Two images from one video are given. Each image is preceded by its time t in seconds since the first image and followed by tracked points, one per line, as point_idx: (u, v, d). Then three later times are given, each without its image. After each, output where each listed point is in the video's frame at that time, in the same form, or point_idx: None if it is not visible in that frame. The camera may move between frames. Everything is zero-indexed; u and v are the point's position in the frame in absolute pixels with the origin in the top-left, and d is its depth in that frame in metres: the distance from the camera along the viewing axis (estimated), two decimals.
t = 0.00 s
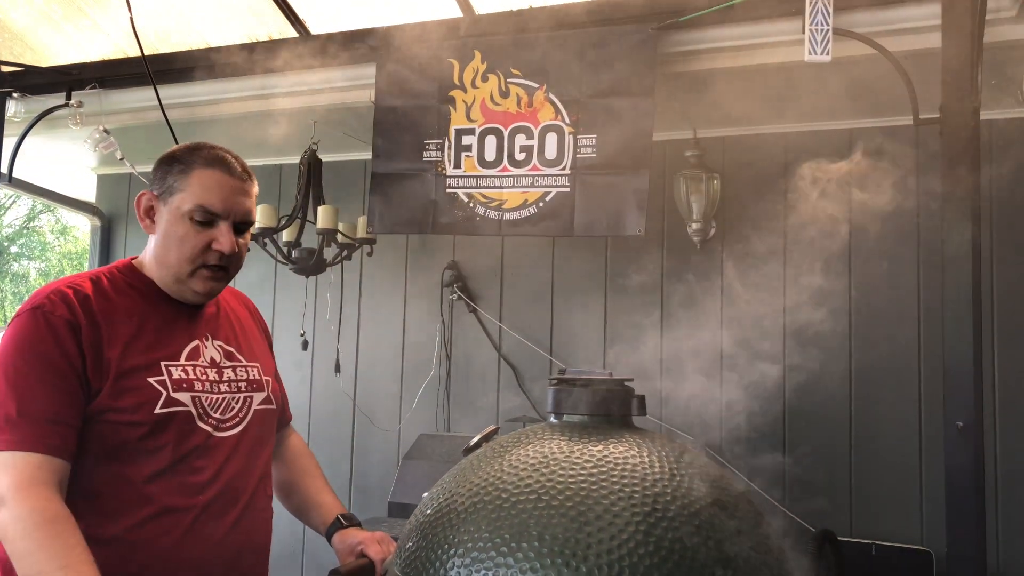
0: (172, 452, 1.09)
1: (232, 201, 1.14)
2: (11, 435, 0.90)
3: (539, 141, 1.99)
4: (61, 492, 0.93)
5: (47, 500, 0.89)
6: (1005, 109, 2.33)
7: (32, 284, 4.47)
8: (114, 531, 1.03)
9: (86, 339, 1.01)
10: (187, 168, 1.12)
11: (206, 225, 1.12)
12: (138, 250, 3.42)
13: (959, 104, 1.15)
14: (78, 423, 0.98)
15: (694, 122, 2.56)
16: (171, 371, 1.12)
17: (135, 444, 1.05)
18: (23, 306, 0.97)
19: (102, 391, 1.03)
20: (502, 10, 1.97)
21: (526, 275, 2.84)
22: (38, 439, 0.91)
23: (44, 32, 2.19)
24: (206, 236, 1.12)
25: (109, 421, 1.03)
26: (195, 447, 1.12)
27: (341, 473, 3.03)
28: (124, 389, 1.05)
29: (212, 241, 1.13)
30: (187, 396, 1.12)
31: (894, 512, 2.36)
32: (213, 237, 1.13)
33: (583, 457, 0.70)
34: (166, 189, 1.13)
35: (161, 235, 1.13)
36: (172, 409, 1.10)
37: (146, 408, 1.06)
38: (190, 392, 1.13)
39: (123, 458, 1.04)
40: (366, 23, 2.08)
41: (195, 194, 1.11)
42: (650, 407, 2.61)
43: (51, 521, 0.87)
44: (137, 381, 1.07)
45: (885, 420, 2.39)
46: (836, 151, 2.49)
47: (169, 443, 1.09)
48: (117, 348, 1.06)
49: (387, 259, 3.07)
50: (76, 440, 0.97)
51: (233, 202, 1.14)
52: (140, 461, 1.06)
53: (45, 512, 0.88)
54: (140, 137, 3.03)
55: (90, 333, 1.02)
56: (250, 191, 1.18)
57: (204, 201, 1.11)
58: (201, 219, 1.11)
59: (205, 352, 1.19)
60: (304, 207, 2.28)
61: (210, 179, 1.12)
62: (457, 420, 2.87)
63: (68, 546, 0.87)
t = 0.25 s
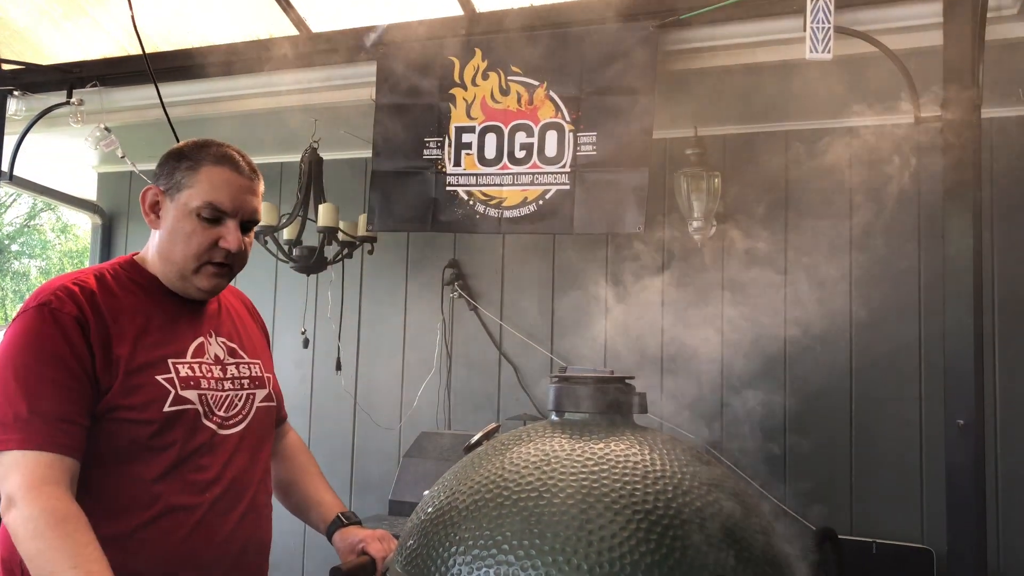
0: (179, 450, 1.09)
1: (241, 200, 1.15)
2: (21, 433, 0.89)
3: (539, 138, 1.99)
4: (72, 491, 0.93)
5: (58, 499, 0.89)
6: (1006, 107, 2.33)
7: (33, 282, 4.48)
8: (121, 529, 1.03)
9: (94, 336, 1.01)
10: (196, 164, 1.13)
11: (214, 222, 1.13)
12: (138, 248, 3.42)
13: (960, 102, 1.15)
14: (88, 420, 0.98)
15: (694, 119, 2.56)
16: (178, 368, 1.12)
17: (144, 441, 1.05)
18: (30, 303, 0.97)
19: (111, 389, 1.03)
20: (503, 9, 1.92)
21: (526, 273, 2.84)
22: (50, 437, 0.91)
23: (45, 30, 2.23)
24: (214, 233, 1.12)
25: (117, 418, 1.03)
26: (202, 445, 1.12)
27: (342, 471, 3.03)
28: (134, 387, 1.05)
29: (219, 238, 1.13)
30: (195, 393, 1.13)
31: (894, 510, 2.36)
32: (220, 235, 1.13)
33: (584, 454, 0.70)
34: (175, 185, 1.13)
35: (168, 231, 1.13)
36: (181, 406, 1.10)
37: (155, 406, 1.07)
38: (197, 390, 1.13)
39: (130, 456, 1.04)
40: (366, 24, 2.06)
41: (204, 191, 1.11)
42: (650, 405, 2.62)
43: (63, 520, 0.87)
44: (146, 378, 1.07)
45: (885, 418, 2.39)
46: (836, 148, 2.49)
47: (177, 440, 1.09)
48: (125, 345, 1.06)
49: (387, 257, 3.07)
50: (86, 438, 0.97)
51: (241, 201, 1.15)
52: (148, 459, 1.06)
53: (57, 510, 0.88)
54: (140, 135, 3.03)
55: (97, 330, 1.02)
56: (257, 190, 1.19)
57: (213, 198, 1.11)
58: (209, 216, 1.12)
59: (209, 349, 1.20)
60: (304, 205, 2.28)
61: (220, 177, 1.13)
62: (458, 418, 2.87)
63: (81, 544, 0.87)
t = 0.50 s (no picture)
0: (181, 448, 1.09)
1: (244, 199, 1.15)
2: (21, 431, 0.90)
3: (539, 136, 1.99)
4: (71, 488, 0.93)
5: (57, 496, 0.89)
6: (1007, 105, 2.33)
7: (34, 280, 4.49)
8: (122, 527, 1.03)
9: (95, 334, 1.01)
10: (200, 162, 1.13)
11: (217, 221, 1.13)
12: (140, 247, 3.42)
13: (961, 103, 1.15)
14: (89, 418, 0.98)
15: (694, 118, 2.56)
16: (180, 367, 1.12)
17: (145, 440, 1.05)
18: (32, 301, 0.97)
19: (112, 387, 1.03)
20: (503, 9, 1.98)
21: (526, 271, 2.84)
22: (51, 435, 0.91)
23: (46, 28, 2.25)
24: (217, 231, 1.13)
25: (119, 416, 1.03)
26: (203, 443, 1.13)
27: (342, 470, 3.03)
28: (135, 385, 1.05)
29: (223, 237, 1.13)
30: (196, 392, 1.13)
31: (894, 509, 2.36)
32: (224, 233, 1.13)
33: (585, 453, 0.70)
34: (178, 183, 1.13)
35: (171, 229, 1.13)
36: (182, 405, 1.10)
37: (157, 404, 1.07)
38: (199, 389, 1.13)
39: (130, 454, 1.04)
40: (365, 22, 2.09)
41: (208, 189, 1.11)
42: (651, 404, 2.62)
43: (62, 516, 0.87)
44: (147, 377, 1.07)
45: (885, 416, 2.39)
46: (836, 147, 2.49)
47: (179, 439, 1.09)
48: (126, 343, 1.06)
49: (388, 255, 3.07)
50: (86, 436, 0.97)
51: (244, 199, 1.15)
52: (150, 457, 1.06)
53: (57, 507, 0.88)
54: (141, 134, 3.03)
55: (99, 328, 1.02)
56: (260, 188, 1.19)
57: (217, 197, 1.12)
58: (213, 214, 1.12)
59: (211, 347, 1.20)
60: (305, 203, 2.28)
61: (224, 175, 1.13)
62: (459, 416, 2.88)
63: (80, 540, 0.87)
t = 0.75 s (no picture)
0: (179, 448, 1.09)
1: (244, 198, 1.15)
2: (18, 430, 0.90)
3: (537, 134, 1.99)
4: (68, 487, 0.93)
5: (54, 495, 0.89)
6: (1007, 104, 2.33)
7: (34, 279, 4.49)
8: (121, 527, 1.03)
9: (93, 333, 1.01)
10: (200, 162, 1.13)
11: (217, 220, 1.13)
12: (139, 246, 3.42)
13: (961, 102, 1.15)
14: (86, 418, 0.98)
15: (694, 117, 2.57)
16: (178, 367, 1.12)
17: (144, 439, 1.05)
18: (30, 300, 0.97)
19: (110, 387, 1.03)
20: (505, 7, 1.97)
21: (526, 270, 2.85)
22: (48, 434, 0.91)
23: (46, 28, 2.25)
24: (217, 231, 1.13)
25: (117, 416, 1.03)
26: (202, 443, 1.13)
27: (342, 469, 3.03)
28: (133, 384, 1.05)
29: (222, 237, 1.13)
30: (194, 392, 1.13)
31: (894, 508, 2.37)
32: (223, 233, 1.13)
33: (585, 453, 0.70)
34: (178, 183, 1.13)
35: (171, 228, 1.13)
36: (181, 405, 1.10)
37: (155, 404, 1.07)
38: (197, 388, 1.13)
39: (129, 454, 1.04)
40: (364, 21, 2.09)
41: (208, 189, 1.11)
42: (650, 403, 2.61)
43: (58, 515, 0.87)
44: (146, 376, 1.07)
45: (885, 416, 2.39)
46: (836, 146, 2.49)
47: (177, 438, 1.09)
48: (125, 343, 1.06)
49: (387, 254, 3.07)
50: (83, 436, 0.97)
51: (245, 199, 1.15)
52: (149, 457, 1.06)
53: (53, 506, 0.88)
54: (141, 132, 3.03)
55: (97, 328, 1.02)
56: (261, 188, 1.19)
57: (217, 197, 1.11)
58: (212, 214, 1.12)
59: (210, 347, 1.20)
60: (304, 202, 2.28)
61: (224, 174, 1.13)
62: (458, 415, 2.88)
63: (77, 539, 0.87)
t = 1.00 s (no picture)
0: (177, 447, 1.09)
1: (243, 199, 1.15)
2: (14, 429, 0.90)
3: (536, 133, 1.99)
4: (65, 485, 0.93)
5: (50, 494, 0.89)
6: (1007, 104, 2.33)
7: (34, 279, 4.50)
8: (120, 526, 1.03)
9: (91, 333, 1.01)
10: (198, 162, 1.13)
11: (215, 221, 1.13)
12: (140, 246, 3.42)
13: (961, 102, 1.16)
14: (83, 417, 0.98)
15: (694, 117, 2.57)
16: (175, 367, 1.12)
17: (141, 438, 1.06)
18: (27, 299, 0.97)
19: (106, 386, 1.03)
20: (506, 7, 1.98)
21: (526, 269, 2.85)
22: (44, 433, 0.91)
23: (47, 27, 2.26)
24: (215, 232, 1.13)
25: (114, 416, 1.03)
26: (199, 443, 1.13)
27: (342, 468, 3.03)
28: (130, 384, 1.05)
29: (220, 237, 1.13)
30: (191, 392, 1.13)
31: (893, 508, 2.37)
32: (221, 233, 1.13)
33: (584, 452, 0.70)
34: (176, 183, 1.13)
35: (169, 228, 1.13)
36: (177, 405, 1.10)
37: (152, 403, 1.07)
38: (194, 388, 1.14)
39: (127, 453, 1.04)
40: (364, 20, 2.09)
41: (207, 190, 1.11)
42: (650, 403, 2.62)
43: (54, 513, 0.88)
44: (143, 376, 1.07)
45: (884, 416, 2.40)
46: (836, 146, 2.50)
47: (174, 438, 1.09)
48: (122, 343, 1.06)
49: (387, 253, 3.07)
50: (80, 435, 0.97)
51: (243, 200, 1.15)
52: (146, 456, 1.06)
53: (49, 504, 0.88)
54: (142, 132, 3.03)
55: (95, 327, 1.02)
56: (259, 188, 1.19)
57: (215, 197, 1.11)
58: (211, 215, 1.12)
59: (207, 347, 1.20)
60: (304, 201, 2.28)
61: (222, 175, 1.13)
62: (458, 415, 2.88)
63: (73, 537, 0.87)
